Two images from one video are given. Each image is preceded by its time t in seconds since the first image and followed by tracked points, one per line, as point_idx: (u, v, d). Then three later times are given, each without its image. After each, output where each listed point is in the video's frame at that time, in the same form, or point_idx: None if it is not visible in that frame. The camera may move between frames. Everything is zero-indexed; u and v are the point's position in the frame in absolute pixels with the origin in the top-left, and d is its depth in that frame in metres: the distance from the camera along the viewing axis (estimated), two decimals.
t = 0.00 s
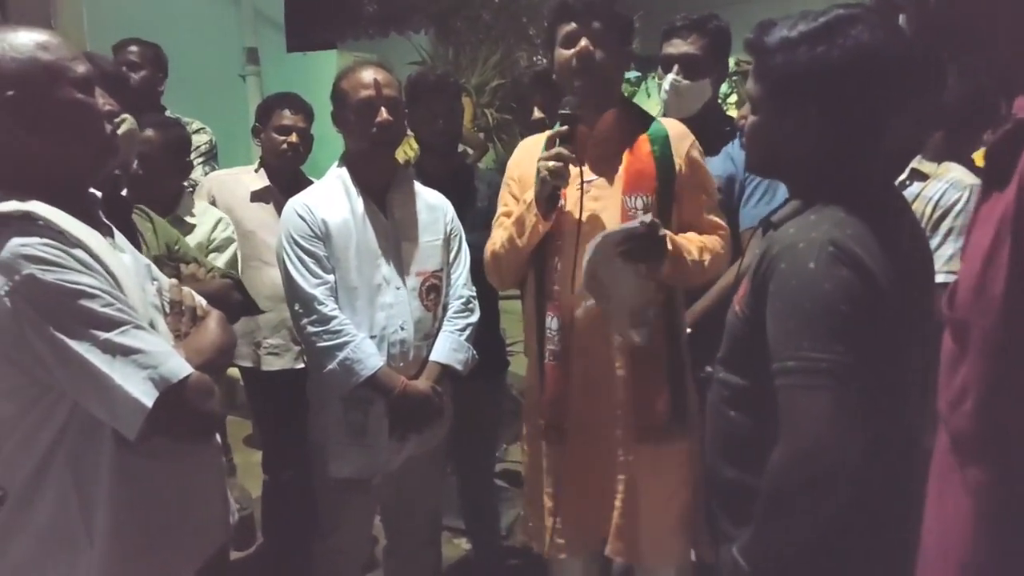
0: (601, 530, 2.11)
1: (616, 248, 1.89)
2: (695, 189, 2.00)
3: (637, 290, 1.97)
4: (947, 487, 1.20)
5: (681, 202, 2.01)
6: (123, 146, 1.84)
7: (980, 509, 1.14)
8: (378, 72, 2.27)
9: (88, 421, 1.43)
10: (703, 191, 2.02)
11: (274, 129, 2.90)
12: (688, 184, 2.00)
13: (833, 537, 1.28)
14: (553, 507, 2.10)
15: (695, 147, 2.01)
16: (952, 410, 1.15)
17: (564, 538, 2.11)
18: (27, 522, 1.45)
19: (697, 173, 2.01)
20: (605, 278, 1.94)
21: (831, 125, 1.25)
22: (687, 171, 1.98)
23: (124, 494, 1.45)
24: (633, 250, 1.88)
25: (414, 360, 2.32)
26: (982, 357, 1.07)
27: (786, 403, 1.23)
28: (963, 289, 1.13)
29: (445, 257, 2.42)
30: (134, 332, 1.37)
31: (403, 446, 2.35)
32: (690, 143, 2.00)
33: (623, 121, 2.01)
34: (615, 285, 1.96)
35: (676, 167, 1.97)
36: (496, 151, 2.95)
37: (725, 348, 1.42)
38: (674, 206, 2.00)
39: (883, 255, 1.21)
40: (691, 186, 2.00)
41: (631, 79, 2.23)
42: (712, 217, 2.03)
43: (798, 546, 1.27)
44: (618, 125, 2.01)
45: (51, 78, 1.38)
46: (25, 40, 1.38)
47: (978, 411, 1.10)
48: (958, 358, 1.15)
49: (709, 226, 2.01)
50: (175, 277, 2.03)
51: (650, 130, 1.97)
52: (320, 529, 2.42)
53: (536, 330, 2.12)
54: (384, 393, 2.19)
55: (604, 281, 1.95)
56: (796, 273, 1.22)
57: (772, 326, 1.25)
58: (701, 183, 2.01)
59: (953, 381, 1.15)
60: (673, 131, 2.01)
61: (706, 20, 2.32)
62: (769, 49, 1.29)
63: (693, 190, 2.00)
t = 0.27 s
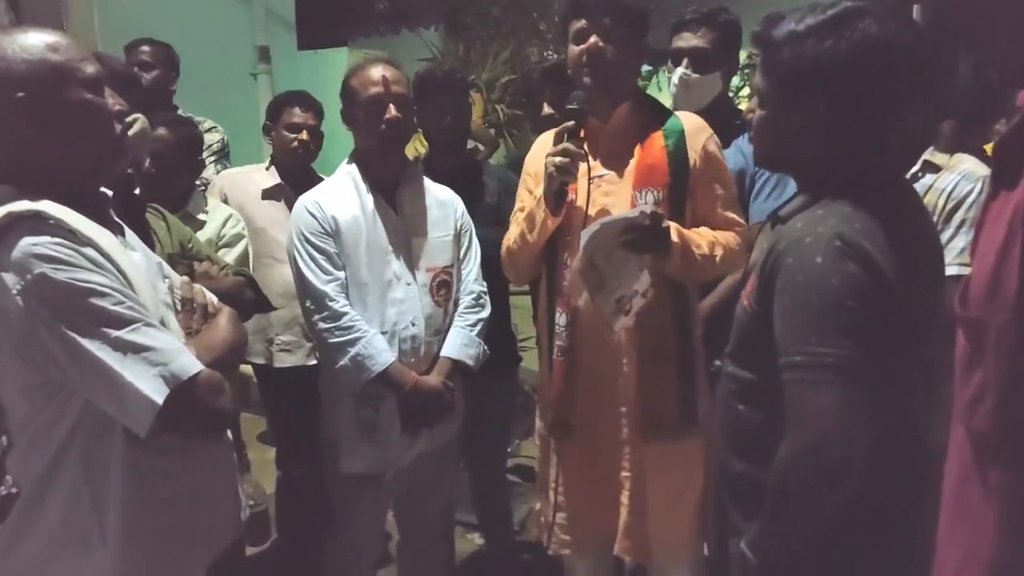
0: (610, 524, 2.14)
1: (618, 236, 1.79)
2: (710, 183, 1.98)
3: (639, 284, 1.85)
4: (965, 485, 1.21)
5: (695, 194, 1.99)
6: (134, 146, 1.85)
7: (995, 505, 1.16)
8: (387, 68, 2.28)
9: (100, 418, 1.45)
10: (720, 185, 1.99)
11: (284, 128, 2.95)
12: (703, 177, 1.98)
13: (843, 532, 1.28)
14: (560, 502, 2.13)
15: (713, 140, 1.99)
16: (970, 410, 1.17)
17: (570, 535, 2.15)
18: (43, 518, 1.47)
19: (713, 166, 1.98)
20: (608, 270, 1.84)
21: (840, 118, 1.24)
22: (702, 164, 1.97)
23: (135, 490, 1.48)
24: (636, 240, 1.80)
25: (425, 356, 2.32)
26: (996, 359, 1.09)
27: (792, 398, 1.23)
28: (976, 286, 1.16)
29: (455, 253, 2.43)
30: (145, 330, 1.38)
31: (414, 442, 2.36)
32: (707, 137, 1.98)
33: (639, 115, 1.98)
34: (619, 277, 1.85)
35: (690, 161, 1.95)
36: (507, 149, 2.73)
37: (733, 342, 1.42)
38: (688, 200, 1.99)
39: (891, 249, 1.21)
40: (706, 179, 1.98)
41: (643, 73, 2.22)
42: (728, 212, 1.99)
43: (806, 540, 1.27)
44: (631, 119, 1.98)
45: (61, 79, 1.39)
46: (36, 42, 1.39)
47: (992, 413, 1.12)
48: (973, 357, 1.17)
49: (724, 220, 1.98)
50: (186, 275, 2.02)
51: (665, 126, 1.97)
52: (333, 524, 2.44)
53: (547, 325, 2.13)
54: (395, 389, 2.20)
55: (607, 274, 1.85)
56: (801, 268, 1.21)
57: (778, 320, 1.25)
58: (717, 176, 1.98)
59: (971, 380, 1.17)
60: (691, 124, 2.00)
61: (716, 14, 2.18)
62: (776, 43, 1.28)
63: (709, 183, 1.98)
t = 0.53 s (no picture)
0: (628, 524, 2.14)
1: (633, 236, 1.82)
2: (738, 181, 1.94)
3: (659, 283, 1.92)
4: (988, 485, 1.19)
5: (722, 192, 1.95)
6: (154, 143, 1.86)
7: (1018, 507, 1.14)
8: (402, 65, 2.28)
9: (120, 412, 1.46)
10: (747, 183, 1.95)
11: (302, 124, 2.93)
12: (731, 175, 1.94)
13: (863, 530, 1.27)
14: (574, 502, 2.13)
15: (742, 137, 1.94)
16: (996, 412, 1.15)
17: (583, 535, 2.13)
18: (64, 512, 1.48)
19: (742, 164, 1.94)
20: (626, 271, 1.91)
21: (860, 114, 1.23)
22: (729, 162, 1.92)
23: (154, 485, 1.48)
24: (652, 239, 1.80)
25: (442, 353, 2.33)
26: None
27: (812, 397, 1.22)
28: (1004, 280, 1.14)
29: (471, 250, 2.43)
30: (164, 325, 1.39)
31: (431, 439, 2.36)
32: (735, 134, 1.93)
33: (661, 110, 1.96)
34: (638, 278, 1.91)
35: (717, 159, 1.91)
36: (524, 145, 2.95)
37: (752, 340, 1.40)
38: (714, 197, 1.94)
39: (912, 245, 1.20)
40: (734, 178, 1.94)
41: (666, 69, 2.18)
42: (756, 212, 1.95)
43: (827, 538, 1.26)
44: (657, 116, 1.97)
45: (83, 76, 1.40)
46: (58, 39, 1.40)
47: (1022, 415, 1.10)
48: (1003, 358, 1.15)
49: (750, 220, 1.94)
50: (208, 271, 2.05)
51: (693, 124, 1.93)
52: (351, 520, 2.45)
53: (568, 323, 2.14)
54: (412, 386, 2.21)
55: (625, 274, 1.91)
56: (822, 265, 1.20)
57: (798, 318, 1.23)
58: (745, 174, 1.94)
59: (1000, 380, 1.15)
60: (720, 121, 1.95)
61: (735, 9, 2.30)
62: (794, 38, 1.26)
63: (736, 181, 1.94)
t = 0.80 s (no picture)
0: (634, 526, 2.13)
1: (637, 241, 1.79)
2: (754, 184, 1.89)
3: (669, 287, 1.89)
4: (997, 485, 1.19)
5: (737, 194, 1.92)
6: (167, 145, 1.87)
7: None
8: (409, 67, 2.28)
9: (132, 413, 1.46)
10: (765, 185, 1.90)
11: (309, 125, 2.96)
12: (747, 176, 1.89)
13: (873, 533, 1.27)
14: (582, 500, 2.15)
15: (760, 140, 1.89)
16: (1006, 412, 1.15)
17: (591, 534, 2.16)
18: (77, 511, 1.48)
19: (759, 167, 1.89)
20: (630, 275, 1.86)
21: (875, 115, 1.23)
22: (745, 165, 1.88)
23: (166, 484, 1.49)
24: (656, 244, 1.79)
25: (450, 354, 2.33)
26: None
27: (824, 398, 1.22)
28: (1017, 277, 1.14)
29: (479, 251, 2.43)
30: (176, 327, 1.39)
31: (439, 440, 2.36)
32: (753, 136, 1.89)
33: (674, 110, 1.93)
34: (645, 282, 1.87)
35: (732, 162, 1.88)
36: (532, 146, 2.95)
37: (762, 340, 1.41)
38: (729, 199, 1.93)
39: (926, 247, 1.19)
40: (750, 180, 1.90)
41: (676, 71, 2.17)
42: (773, 216, 1.91)
43: (836, 540, 1.26)
44: (674, 118, 1.94)
45: (97, 78, 1.41)
46: (73, 41, 1.41)
47: None
48: (1015, 358, 1.15)
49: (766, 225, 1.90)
50: (218, 272, 2.06)
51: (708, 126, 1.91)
52: (358, 520, 2.45)
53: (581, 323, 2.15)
54: (420, 387, 2.21)
55: (630, 278, 1.87)
56: (836, 266, 1.20)
57: (810, 319, 1.23)
58: (762, 177, 1.89)
59: (1011, 381, 1.15)
60: (738, 122, 1.91)
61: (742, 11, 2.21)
62: (811, 38, 1.26)
63: (753, 184, 1.90)
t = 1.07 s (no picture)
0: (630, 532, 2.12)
1: (626, 249, 1.78)
2: (758, 191, 1.87)
3: (663, 295, 1.86)
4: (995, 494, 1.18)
5: (742, 202, 1.90)
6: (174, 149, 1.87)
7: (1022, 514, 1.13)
8: (415, 73, 2.29)
9: (136, 418, 1.46)
10: (772, 193, 1.87)
11: (315, 130, 2.94)
12: (752, 184, 1.87)
13: (875, 541, 1.27)
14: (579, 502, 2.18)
15: (767, 146, 1.87)
16: (1003, 420, 1.14)
17: (589, 537, 2.16)
18: (82, 514, 1.49)
19: (764, 174, 1.86)
20: (619, 282, 1.85)
21: (882, 122, 1.23)
22: (749, 172, 1.87)
23: (169, 489, 1.49)
24: (645, 252, 1.78)
25: (453, 360, 2.33)
26: None
27: (829, 406, 1.21)
28: (1017, 290, 1.12)
29: (483, 257, 2.43)
30: (181, 332, 1.40)
31: (442, 445, 2.36)
32: (759, 143, 1.86)
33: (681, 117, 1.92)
34: (636, 289, 1.85)
35: (735, 169, 1.87)
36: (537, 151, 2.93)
37: (767, 347, 1.40)
38: (733, 206, 1.91)
39: (932, 255, 1.19)
40: (755, 187, 1.87)
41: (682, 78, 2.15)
42: (778, 224, 1.87)
43: (838, 548, 1.26)
44: (678, 124, 1.94)
45: (105, 84, 1.42)
46: (81, 47, 1.42)
47: None
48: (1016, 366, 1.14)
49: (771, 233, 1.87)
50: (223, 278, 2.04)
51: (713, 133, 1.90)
52: (362, 524, 2.46)
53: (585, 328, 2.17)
54: (423, 392, 2.21)
55: (620, 285, 1.85)
56: (842, 274, 1.20)
57: (815, 327, 1.23)
58: (768, 184, 1.86)
59: (1008, 391, 1.14)
60: (745, 128, 1.89)
61: (745, 15, 2.17)
62: (820, 45, 1.26)
63: (757, 192, 1.87)
